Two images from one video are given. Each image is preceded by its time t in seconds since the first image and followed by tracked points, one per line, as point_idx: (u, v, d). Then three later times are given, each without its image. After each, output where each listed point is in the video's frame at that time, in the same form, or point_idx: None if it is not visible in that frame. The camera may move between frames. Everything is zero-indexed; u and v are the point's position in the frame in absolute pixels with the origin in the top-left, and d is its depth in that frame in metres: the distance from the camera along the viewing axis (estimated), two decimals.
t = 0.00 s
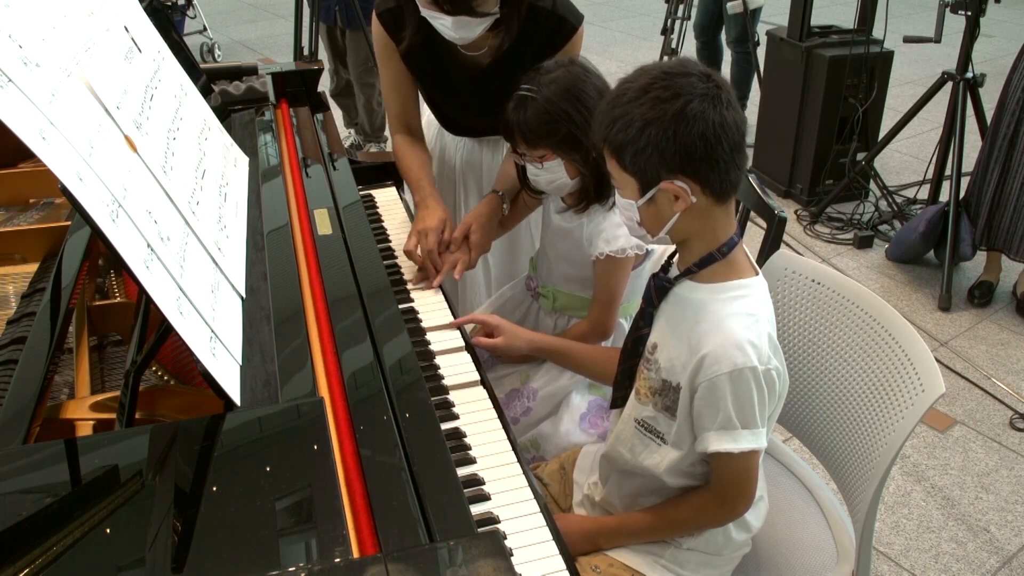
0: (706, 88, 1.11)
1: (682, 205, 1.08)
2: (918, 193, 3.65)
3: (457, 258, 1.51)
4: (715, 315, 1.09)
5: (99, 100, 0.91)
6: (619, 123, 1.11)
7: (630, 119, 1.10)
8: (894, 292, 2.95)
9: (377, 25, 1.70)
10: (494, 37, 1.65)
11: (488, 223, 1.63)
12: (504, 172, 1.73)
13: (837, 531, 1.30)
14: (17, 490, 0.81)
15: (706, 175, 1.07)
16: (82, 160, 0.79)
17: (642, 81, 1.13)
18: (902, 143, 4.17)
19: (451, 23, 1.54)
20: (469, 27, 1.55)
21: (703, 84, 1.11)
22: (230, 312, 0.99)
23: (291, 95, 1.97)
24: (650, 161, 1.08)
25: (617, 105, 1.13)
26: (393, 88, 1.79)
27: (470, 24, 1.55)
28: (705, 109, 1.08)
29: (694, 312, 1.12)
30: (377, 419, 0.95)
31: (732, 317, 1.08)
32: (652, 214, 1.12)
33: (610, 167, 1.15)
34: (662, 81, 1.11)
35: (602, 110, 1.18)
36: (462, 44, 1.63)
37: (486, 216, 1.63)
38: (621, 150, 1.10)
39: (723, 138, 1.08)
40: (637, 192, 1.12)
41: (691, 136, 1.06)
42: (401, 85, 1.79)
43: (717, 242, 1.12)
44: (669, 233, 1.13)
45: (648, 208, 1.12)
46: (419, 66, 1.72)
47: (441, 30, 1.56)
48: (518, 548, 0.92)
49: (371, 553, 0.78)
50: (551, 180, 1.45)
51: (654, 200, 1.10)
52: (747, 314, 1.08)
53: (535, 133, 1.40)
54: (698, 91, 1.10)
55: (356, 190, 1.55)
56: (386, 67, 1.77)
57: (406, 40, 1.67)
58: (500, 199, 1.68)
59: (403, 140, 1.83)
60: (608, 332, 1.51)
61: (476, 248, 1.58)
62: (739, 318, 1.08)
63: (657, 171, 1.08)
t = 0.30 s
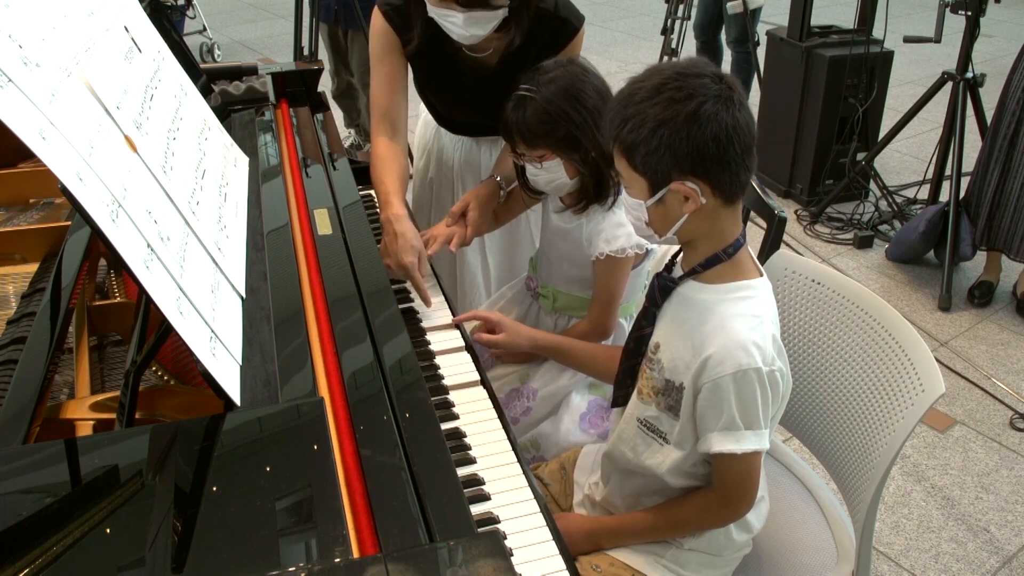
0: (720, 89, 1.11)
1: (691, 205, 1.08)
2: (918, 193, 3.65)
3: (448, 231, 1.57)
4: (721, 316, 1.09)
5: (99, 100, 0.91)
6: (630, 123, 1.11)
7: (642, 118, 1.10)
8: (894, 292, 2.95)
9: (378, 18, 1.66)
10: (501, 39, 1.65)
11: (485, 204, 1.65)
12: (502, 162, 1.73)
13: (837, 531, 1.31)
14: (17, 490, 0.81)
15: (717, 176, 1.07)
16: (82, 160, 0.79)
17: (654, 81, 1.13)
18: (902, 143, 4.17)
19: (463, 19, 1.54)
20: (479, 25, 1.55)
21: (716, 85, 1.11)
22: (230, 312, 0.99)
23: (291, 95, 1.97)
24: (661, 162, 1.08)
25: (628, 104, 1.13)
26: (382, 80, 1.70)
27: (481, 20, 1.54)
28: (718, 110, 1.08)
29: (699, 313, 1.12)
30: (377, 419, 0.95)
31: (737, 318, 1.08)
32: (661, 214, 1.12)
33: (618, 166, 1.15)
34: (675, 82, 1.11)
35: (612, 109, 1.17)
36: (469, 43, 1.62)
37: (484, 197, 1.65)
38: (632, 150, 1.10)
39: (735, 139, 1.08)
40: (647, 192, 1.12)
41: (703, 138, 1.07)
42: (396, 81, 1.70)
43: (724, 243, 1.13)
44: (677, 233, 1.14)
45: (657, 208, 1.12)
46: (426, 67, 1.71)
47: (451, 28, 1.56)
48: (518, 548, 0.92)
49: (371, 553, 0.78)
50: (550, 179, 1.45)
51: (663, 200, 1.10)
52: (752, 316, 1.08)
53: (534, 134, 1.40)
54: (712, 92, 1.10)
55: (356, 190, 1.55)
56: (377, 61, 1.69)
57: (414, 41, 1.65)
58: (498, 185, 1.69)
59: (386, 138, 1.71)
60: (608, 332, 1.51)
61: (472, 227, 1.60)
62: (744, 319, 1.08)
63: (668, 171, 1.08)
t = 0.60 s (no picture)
0: (717, 89, 1.11)
1: (694, 206, 1.08)
2: (918, 193, 3.65)
3: (447, 228, 1.57)
4: (724, 315, 1.09)
5: (99, 100, 0.91)
6: (630, 127, 1.11)
7: (642, 120, 1.10)
8: (894, 292, 2.95)
9: (385, 17, 1.64)
10: (508, 37, 1.66)
11: (484, 202, 1.66)
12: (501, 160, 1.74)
13: (837, 531, 1.31)
14: (17, 490, 0.81)
15: (717, 176, 1.07)
16: (82, 160, 0.79)
17: (652, 84, 1.13)
18: (902, 143, 4.17)
19: (475, 16, 1.53)
20: (490, 20, 1.55)
21: (712, 85, 1.11)
22: (230, 312, 0.99)
23: (291, 95, 1.97)
24: (661, 164, 1.08)
25: (627, 107, 1.13)
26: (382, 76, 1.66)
27: (493, 15, 1.54)
28: (717, 110, 1.08)
29: (703, 313, 1.12)
30: (377, 419, 0.95)
31: (742, 318, 1.08)
32: (663, 216, 1.11)
33: (619, 170, 1.15)
34: (673, 83, 1.11)
35: (611, 111, 1.17)
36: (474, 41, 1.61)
37: (484, 194, 1.67)
38: (632, 153, 1.10)
39: (735, 138, 1.08)
40: (648, 195, 1.12)
41: (703, 138, 1.07)
42: (399, 76, 1.67)
43: (725, 243, 1.13)
44: (679, 235, 1.13)
45: (659, 210, 1.11)
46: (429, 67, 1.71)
47: (460, 25, 1.55)
48: (518, 548, 0.92)
49: (371, 553, 0.78)
50: (551, 181, 1.46)
51: (665, 202, 1.10)
52: (756, 315, 1.08)
53: (534, 136, 1.40)
54: (710, 92, 1.10)
55: (356, 190, 1.55)
56: (380, 57, 1.66)
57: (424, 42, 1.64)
58: (496, 184, 1.70)
59: (387, 134, 1.66)
60: (610, 331, 1.51)
61: (469, 223, 1.61)
62: (748, 318, 1.08)
63: (669, 173, 1.08)
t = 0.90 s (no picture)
0: (693, 91, 1.11)
1: (681, 209, 1.08)
2: (918, 193, 3.65)
3: (445, 225, 1.57)
4: (717, 314, 1.09)
5: (99, 100, 0.91)
6: (610, 135, 1.11)
7: (621, 128, 1.10)
8: (894, 292, 2.95)
9: (388, 18, 1.64)
10: (508, 37, 1.66)
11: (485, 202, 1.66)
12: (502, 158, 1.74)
13: (837, 531, 1.31)
14: (17, 490, 0.80)
15: (701, 176, 1.07)
16: (82, 160, 0.79)
17: (628, 91, 1.13)
18: (902, 143, 4.17)
19: (478, 17, 1.53)
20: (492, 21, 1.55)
21: (688, 87, 1.11)
22: (230, 311, 0.99)
23: (291, 95, 1.97)
24: (645, 169, 1.08)
25: (605, 117, 1.13)
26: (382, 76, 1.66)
27: (495, 16, 1.54)
28: (695, 111, 1.09)
29: (695, 313, 1.12)
30: (377, 419, 0.95)
31: (733, 316, 1.08)
32: (651, 221, 1.11)
33: (604, 180, 1.15)
34: (649, 88, 1.12)
35: (591, 120, 1.18)
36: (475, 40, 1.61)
37: (484, 194, 1.67)
38: (616, 160, 1.10)
39: (715, 137, 1.08)
40: (635, 201, 1.12)
41: (684, 141, 1.07)
42: (401, 76, 1.67)
43: (713, 242, 1.13)
44: (669, 239, 1.13)
45: (646, 216, 1.11)
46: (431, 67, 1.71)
47: (462, 26, 1.55)
48: (518, 548, 0.92)
49: (371, 553, 0.78)
50: (552, 181, 1.46)
51: (652, 207, 1.10)
52: (747, 313, 1.08)
53: (536, 136, 1.40)
54: (685, 95, 1.10)
55: (355, 190, 1.55)
56: (382, 56, 1.66)
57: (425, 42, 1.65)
58: (496, 182, 1.71)
59: (386, 132, 1.66)
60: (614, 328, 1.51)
61: (469, 220, 1.61)
62: (740, 317, 1.08)
63: (653, 178, 1.08)
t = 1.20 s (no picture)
0: (682, 85, 1.12)
1: (672, 203, 1.08)
2: (918, 193, 3.65)
3: (448, 226, 1.58)
4: (707, 309, 1.09)
5: (99, 100, 0.91)
6: (600, 130, 1.11)
7: (611, 124, 1.10)
8: (894, 292, 2.95)
9: (389, 16, 1.64)
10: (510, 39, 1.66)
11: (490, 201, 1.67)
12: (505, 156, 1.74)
13: (837, 531, 1.31)
14: (17, 490, 0.80)
15: (692, 170, 1.07)
16: (82, 160, 0.79)
17: (617, 87, 1.13)
18: (902, 143, 4.17)
19: (476, 22, 1.54)
20: (491, 26, 1.55)
21: (677, 82, 1.12)
22: (230, 312, 0.99)
23: (291, 95, 1.97)
24: (635, 163, 1.08)
25: (595, 113, 1.13)
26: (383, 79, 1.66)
27: (494, 21, 1.55)
28: (684, 105, 1.09)
29: (686, 308, 1.12)
30: (377, 419, 0.95)
31: (724, 311, 1.08)
32: (642, 216, 1.11)
33: (595, 176, 1.15)
34: (638, 84, 1.12)
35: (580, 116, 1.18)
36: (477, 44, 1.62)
37: (487, 195, 1.67)
38: (606, 155, 1.10)
39: (705, 131, 1.09)
40: (626, 196, 1.11)
41: (674, 134, 1.07)
42: (402, 74, 1.66)
43: (704, 237, 1.13)
44: (660, 234, 1.13)
45: (637, 211, 1.11)
46: (434, 66, 1.70)
47: (463, 31, 1.56)
48: (518, 549, 0.92)
49: (371, 553, 0.78)
50: (554, 179, 1.46)
51: (643, 202, 1.10)
52: (738, 307, 1.08)
53: (539, 134, 1.40)
54: (674, 89, 1.11)
55: (355, 190, 1.55)
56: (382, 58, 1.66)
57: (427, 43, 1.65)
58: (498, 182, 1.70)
59: (387, 132, 1.65)
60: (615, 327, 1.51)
61: (471, 222, 1.62)
62: (730, 311, 1.08)
63: (644, 173, 1.08)
